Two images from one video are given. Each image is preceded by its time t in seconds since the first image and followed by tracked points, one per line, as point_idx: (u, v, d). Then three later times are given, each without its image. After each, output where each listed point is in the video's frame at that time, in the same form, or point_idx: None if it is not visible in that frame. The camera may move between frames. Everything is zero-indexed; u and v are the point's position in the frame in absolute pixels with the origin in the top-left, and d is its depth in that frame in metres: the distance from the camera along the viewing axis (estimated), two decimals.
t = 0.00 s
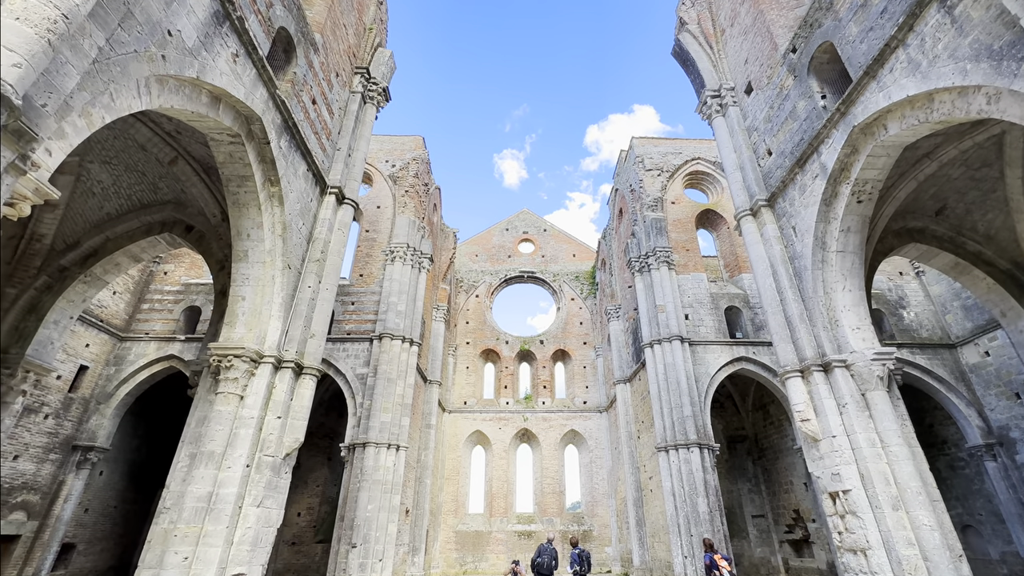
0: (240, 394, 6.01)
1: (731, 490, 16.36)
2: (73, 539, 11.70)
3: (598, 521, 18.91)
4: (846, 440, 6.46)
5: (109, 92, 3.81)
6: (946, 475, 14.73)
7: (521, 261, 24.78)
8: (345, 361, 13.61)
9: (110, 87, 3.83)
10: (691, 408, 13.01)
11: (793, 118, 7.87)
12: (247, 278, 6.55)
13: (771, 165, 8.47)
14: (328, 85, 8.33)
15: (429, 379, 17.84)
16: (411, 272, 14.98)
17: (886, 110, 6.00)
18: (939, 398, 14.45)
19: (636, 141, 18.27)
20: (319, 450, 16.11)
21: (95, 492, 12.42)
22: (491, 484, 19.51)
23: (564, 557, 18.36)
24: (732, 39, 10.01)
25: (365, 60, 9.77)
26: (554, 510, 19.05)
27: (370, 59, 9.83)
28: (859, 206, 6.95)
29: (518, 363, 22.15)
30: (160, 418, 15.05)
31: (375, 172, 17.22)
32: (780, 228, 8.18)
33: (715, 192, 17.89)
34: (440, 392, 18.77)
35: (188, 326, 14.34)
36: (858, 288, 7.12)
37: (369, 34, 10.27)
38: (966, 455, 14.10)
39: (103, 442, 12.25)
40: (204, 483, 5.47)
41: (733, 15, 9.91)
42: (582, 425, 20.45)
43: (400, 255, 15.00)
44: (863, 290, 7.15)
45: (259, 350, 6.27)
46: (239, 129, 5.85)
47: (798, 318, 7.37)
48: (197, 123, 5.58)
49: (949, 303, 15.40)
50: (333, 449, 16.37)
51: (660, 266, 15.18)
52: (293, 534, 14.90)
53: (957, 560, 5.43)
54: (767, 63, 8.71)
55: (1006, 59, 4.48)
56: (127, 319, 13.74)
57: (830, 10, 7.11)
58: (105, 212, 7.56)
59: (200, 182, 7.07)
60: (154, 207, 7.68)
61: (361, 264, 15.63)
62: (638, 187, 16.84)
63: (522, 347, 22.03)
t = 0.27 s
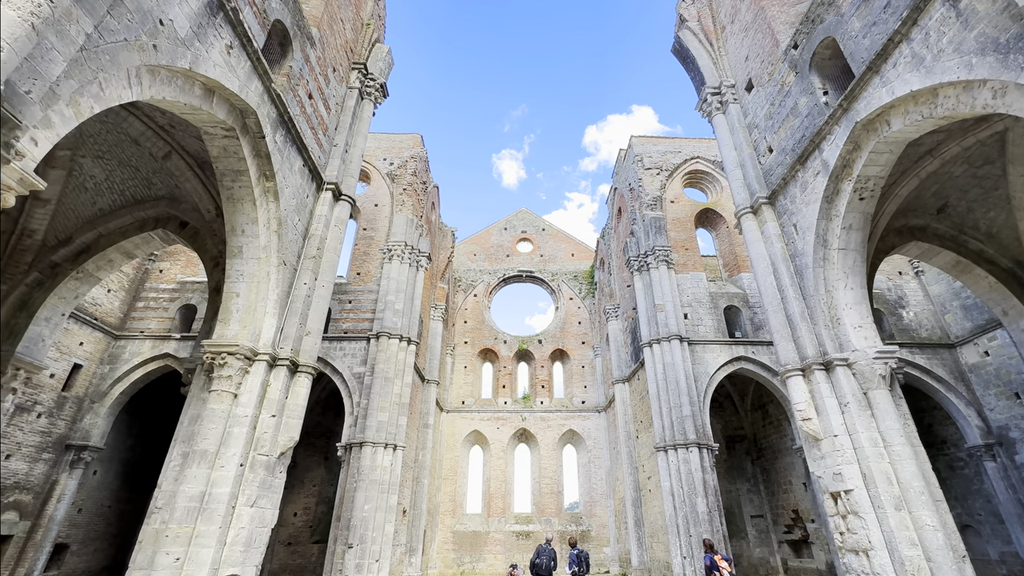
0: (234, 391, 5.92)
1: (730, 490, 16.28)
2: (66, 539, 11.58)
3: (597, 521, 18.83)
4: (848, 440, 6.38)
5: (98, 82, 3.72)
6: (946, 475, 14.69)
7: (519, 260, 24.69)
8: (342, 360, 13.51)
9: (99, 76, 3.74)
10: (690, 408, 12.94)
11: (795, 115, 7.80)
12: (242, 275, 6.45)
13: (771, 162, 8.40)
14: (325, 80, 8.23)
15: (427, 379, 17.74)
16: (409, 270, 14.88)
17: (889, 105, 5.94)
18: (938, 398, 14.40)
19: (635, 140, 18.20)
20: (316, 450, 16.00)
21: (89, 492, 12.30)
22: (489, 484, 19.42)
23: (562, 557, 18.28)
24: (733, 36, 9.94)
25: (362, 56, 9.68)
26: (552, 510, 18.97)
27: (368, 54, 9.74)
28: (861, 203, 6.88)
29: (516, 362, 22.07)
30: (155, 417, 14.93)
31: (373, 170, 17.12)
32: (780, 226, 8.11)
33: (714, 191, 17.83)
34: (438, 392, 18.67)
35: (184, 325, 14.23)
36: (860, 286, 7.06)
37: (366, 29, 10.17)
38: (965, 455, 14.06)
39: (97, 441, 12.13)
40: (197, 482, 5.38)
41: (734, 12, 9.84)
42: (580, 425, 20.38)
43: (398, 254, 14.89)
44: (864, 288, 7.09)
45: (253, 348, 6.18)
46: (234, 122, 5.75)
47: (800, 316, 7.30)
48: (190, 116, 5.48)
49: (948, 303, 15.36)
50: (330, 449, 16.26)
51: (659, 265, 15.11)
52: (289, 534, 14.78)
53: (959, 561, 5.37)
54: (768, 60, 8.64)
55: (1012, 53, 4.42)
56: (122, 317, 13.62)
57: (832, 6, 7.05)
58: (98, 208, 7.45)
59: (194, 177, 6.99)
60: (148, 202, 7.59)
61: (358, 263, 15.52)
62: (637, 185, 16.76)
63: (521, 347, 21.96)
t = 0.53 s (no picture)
0: (228, 390, 5.83)
1: (729, 490, 16.22)
2: (59, 539, 11.47)
3: (595, 521, 18.76)
4: (850, 440, 6.32)
5: (86, 72, 3.63)
6: (945, 475, 14.65)
7: (517, 260, 24.61)
8: (338, 359, 13.41)
9: (87, 67, 3.65)
10: (689, 408, 12.88)
11: (795, 112, 7.74)
12: (236, 272, 6.36)
13: (772, 160, 8.34)
14: (321, 75, 8.14)
15: (424, 378, 17.65)
16: (407, 269, 14.78)
17: (892, 102, 5.88)
18: (937, 398, 14.36)
19: (634, 139, 18.13)
20: (313, 450, 15.90)
21: (83, 491, 12.19)
22: (487, 484, 19.33)
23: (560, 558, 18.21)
24: (733, 34, 9.88)
25: (359, 52, 9.58)
26: (550, 510, 18.90)
27: (365, 51, 9.65)
28: (862, 200, 6.82)
29: (514, 362, 22.00)
30: (150, 416, 14.81)
31: (370, 169, 17.02)
32: (781, 224, 8.05)
33: (713, 190, 17.78)
34: (435, 391, 18.58)
35: (179, 323, 14.14)
36: (861, 284, 7.00)
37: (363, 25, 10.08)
38: (964, 456, 14.02)
39: (90, 441, 12.03)
40: (189, 482, 5.29)
41: (734, 9, 9.78)
42: (578, 425, 20.31)
43: (396, 252, 14.79)
44: (866, 286, 7.03)
45: (248, 346, 6.09)
46: (228, 116, 5.67)
47: (800, 315, 7.24)
48: (183, 110, 5.39)
49: (947, 302, 15.32)
50: (327, 449, 16.16)
51: (658, 264, 15.04)
52: (285, 534, 14.68)
53: (962, 562, 5.31)
54: (768, 57, 8.59)
55: (1017, 47, 4.36)
56: (117, 315, 13.52)
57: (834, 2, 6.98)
58: (90, 204, 7.35)
59: (188, 173, 6.91)
60: (141, 199, 7.51)
61: (355, 261, 15.44)
62: (636, 184, 16.69)
63: (519, 346, 21.88)
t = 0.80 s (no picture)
0: (221, 387, 5.74)
1: (727, 490, 16.16)
2: (52, 539, 11.36)
3: (593, 521, 18.69)
4: (850, 438, 6.25)
5: (73, 59, 3.55)
6: (943, 475, 14.61)
7: (516, 259, 24.53)
8: (335, 357, 13.32)
9: (75, 54, 3.58)
10: (688, 407, 12.82)
11: (796, 108, 7.68)
12: (230, 267, 6.27)
13: (772, 156, 8.28)
14: (317, 70, 8.06)
15: (422, 377, 17.56)
16: (405, 267, 14.70)
17: (893, 97, 5.82)
18: (936, 397, 14.32)
19: (633, 137, 18.05)
20: (309, 449, 15.80)
21: (77, 491, 12.08)
22: (485, 483, 19.25)
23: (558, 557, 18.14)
24: (733, 30, 9.82)
25: (356, 47, 9.50)
26: (548, 510, 18.84)
27: (362, 46, 9.57)
28: (863, 197, 6.76)
29: (512, 361, 21.93)
30: (145, 415, 14.69)
31: (368, 167, 16.92)
32: (781, 221, 7.99)
33: (712, 189, 17.72)
34: (433, 390, 18.49)
35: (175, 321, 14.06)
36: (862, 281, 6.94)
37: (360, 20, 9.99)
38: (963, 455, 13.99)
39: (84, 440, 11.92)
40: (181, 480, 5.20)
41: (734, 5, 9.72)
42: (576, 425, 20.23)
43: (393, 250, 14.71)
44: (866, 283, 6.97)
45: (241, 342, 6.00)
46: (221, 109, 5.59)
47: (800, 312, 7.17)
48: (175, 102, 5.31)
49: (946, 302, 15.29)
50: (324, 448, 16.06)
51: (656, 263, 14.97)
52: (281, 534, 14.58)
53: (964, 561, 5.25)
54: (768, 53, 8.53)
55: (1021, 40, 4.30)
56: (112, 313, 13.42)
57: None
58: (83, 199, 7.26)
59: (181, 167, 6.84)
60: (134, 194, 7.44)
61: (353, 259, 15.36)
62: (635, 183, 16.62)
63: (517, 346, 21.82)
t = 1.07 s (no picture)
0: (213, 384, 5.65)
1: (726, 489, 16.10)
2: (45, 539, 11.25)
3: (591, 521, 18.61)
4: (851, 436, 6.18)
5: (58, 46, 3.47)
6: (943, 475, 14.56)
7: (514, 258, 24.44)
8: (332, 356, 13.22)
9: (60, 40, 3.49)
10: (687, 406, 12.75)
11: (796, 103, 7.61)
12: (223, 263, 6.18)
13: (772, 153, 8.20)
14: (313, 64, 7.97)
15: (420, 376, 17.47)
16: (402, 265, 14.61)
17: (896, 90, 5.75)
18: (936, 397, 14.26)
19: (632, 136, 17.97)
20: (306, 448, 15.69)
21: (70, 490, 11.96)
22: (483, 483, 19.17)
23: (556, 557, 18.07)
24: (733, 26, 9.74)
25: (353, 42, 9.41)
26: (546, 510, 18.76)
27: (359, 41, 9.48)
28: (865, 193, 6.69)
29: (510, 361, 21.85)
30: (138, 414, 14.56)
31: (366, 164, 16.82)
32: (781, 218, 7.92)
33: (711, 187, 17.65)
34: (431, 390, 18.40)
35: (170, 319, 14.00)
36: (863, 278, 6.87)
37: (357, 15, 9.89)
38: (962, 455, 13.94)
39: (78, 439, 11.80)
40: (171, 479, 5.11)
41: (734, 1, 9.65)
42: (575, 424, 20.15)
43: (391, 249, 14.62)
44: (867, 280, 6.89)
45: (234, 339, 5.91)
46: (213, 102, 5.50)
47: (801, 310, 7.10)
48: (166, 94, 5.22)
49: (945, 301, 15.24)
50: (321, 447, 15.95)
51: (655, 261, 14.89)
52: (277, 534, 14.48)
53: (967, 561, 5.17)
54: (768, 49, 8.46)
55: None
56: (106, 311, 13.32)
57: None
58: (74, 194, 7.16)
59: (174, 162, 6.78)
60: (127, 189, 7.38)
61: (350, 258, 15.26)
62: (634, 181, 16.53)
63: (515, 345, 21.74)
